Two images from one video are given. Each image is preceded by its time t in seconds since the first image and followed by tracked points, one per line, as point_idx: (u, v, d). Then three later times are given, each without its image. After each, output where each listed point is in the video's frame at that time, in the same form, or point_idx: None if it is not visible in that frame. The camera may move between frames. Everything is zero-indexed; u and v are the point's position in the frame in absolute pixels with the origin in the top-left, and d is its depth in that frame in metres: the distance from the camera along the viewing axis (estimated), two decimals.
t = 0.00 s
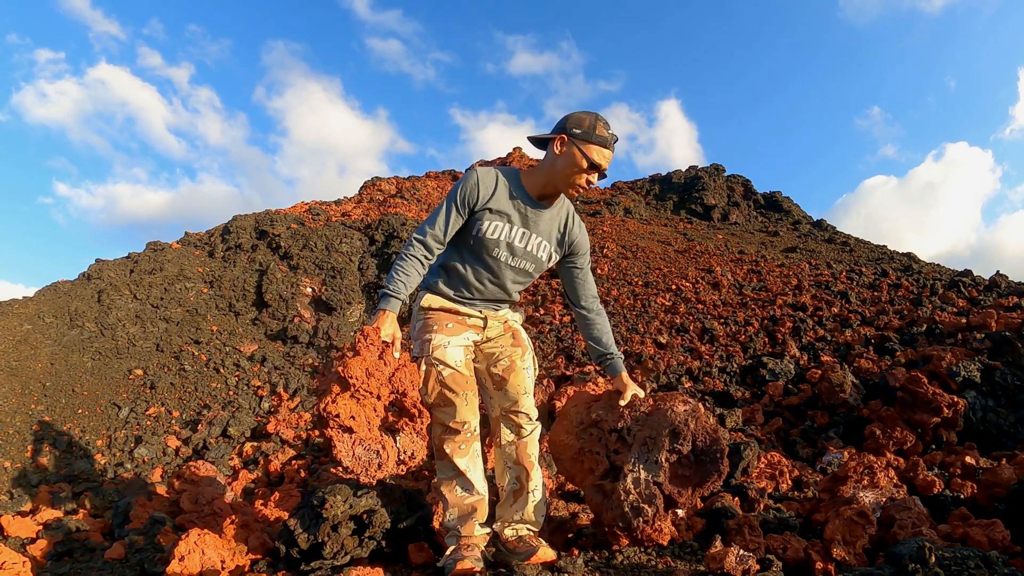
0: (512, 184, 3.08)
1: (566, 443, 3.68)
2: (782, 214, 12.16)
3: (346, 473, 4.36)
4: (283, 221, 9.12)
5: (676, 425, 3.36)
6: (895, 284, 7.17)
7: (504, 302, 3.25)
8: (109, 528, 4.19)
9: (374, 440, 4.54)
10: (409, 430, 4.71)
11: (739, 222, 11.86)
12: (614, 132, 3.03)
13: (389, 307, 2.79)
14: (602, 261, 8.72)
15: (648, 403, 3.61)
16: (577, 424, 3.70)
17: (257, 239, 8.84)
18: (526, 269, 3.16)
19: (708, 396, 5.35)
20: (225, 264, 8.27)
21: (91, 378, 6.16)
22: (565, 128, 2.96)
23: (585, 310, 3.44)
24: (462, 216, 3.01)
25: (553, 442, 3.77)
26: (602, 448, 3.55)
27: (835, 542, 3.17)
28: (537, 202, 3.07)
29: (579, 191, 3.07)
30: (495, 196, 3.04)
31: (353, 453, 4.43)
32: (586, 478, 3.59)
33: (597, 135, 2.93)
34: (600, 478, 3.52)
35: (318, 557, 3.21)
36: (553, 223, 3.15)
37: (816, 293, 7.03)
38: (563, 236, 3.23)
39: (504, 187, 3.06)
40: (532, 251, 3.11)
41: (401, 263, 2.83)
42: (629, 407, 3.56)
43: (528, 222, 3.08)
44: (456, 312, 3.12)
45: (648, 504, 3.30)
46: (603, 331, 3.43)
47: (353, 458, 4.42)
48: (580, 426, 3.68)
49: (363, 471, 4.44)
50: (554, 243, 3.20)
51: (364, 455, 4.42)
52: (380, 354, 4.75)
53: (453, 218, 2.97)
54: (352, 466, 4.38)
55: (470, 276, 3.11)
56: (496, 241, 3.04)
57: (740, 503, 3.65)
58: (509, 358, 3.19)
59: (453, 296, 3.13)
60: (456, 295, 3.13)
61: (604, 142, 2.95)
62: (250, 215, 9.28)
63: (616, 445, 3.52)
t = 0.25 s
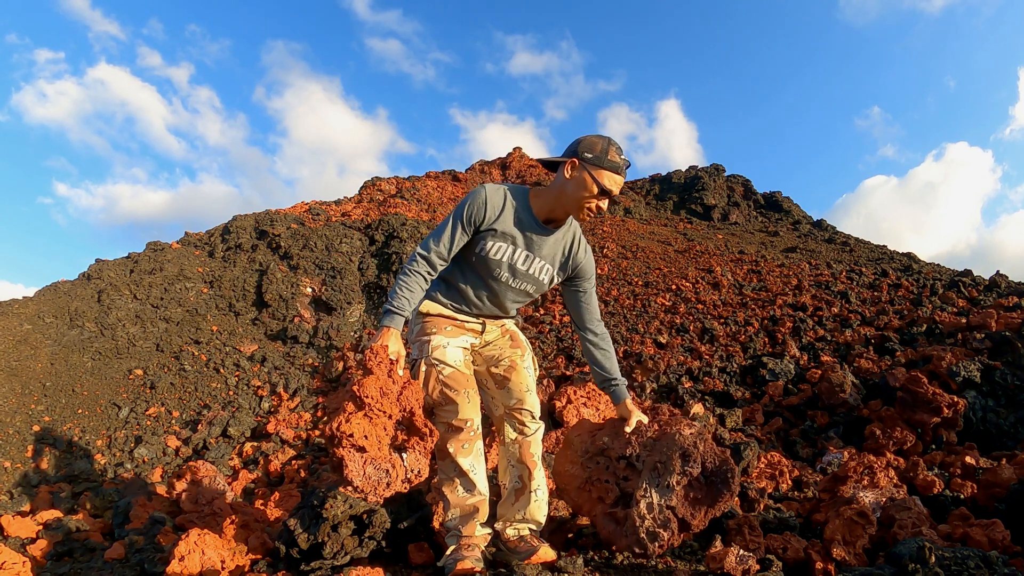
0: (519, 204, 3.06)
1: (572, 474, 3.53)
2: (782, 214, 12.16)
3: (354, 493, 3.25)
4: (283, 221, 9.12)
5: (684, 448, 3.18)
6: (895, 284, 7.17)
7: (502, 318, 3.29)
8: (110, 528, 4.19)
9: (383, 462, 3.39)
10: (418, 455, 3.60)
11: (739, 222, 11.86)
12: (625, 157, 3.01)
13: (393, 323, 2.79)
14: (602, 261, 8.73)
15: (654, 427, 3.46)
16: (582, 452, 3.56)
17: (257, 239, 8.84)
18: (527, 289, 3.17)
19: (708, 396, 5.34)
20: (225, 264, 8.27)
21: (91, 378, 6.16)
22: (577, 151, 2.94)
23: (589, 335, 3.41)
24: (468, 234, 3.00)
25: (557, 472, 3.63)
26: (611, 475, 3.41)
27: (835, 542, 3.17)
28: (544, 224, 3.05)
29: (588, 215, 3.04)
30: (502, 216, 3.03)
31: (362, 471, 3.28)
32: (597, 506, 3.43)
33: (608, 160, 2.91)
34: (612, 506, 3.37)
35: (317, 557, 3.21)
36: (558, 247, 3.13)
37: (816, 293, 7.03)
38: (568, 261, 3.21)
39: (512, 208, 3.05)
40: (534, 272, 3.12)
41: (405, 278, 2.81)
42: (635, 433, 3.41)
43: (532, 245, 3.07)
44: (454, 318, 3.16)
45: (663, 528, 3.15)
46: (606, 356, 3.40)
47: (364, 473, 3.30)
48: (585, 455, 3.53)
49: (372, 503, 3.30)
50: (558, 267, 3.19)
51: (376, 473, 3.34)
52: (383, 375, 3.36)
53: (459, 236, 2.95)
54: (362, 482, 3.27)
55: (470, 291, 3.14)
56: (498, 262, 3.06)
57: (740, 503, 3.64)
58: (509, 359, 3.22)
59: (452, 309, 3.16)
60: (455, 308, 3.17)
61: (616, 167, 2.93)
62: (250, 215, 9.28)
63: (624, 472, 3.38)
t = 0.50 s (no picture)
0: (523, 216, 3.05)
1: (572, 487, 3.57)
2: (781, 214, 12.16)
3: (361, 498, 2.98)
4: (283, 221, 9.12)
5: (686, 463, 3.21)
6: (895, 284, 7.17)
7: (502, 326, 3.30)
8: (110, 528, 4.19)
9: (390, 468, 2.99)
10: (423, 460, 3.06)
11: (739, 222, 11.86)
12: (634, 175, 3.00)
13: (393, 328, 2.82)
14: (602, 261, 8.73)
15: (655, 444, 3.49)
16: (584, 467, 3.59)
17: (257, 239, 8.84)
18: (527, 301, 3.18)
19: (708, 396, 5.34)
20: (225, 264, 8.27)
21: (91, 378, 6.16)
22: (585, 166, 2.94)
23: (594, 352, 3.43)
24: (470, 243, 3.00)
25: (557, 485, 3.65)
26: (612, 489, 3.43)
27: (835, 542, 3.17)
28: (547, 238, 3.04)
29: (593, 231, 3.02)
30: (505, 227, 3.03)
31: (369, 479, 2.93)
32: (597, 520, 3.43)
33: (616, 176, 2.90)
34: (613, 520, 3.37)
35: (317, 557, 3.22)
36: (560, 261, 3.12)
37: (816, 293, 7.03)
38: (571, 276, 3.21)
39: (515, 220, 3.04)
40: (534, 285, 3.12)
41: (406, 284, 2.83)
42: (636, 447, 3.44)
43: (534, 258, 3.06)
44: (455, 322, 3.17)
45: (664, 541, 3.12)
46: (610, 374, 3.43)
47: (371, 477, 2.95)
48: (586, 469, 3.58)
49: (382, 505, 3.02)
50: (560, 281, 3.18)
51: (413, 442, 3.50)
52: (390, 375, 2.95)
53: (461, 245, 2.96)
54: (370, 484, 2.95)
55: (470, 299, 3.15)
56: (498, 273, 3.07)
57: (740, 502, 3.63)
58: (510, 359, 3.23)
59: (450, 316, 3.17)
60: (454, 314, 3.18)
61: (623, 184, 2.91)
62: (250, 215, 9.28)
63: (626, 486, 3.41)
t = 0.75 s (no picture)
0: (523, 222, 3.05)
1: (572, 493, 3.56)
2: (781, 214, 12.16)
3: (360, 509, 3.01)
4: (283, 221, 9.12)
5: (682, 460, 3.23)
6: (895, 284, 7.17)
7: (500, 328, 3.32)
8: (109, 528, 4.18)
9: (390, 479, 3.01)
10: (424, 471, 3.06)
11: (739, 222, 11.86)
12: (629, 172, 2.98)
13: (394, 336, 2.84)
14: (602, 261, 8.72)
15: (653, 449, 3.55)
16: (582, 473, 3.62)
17: (257, 239, 8.84)
18: (526, 306, 3.20)
19: (708, 396, 5.34)
20: (225, 264, 8.28)
21: (91, 378, 6.16)
22: (577, 166, 2.96)
23: (595, 359, 3.44)
24: (471, 249, 3.00)
25: (556, 493, 3.64)
26: (611, 491, 3.44)
27: (835, 542, 3.17)
28: (548, 244, 3.05)
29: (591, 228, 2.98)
30: (505, 233, 3.03)
31: (368, 490, 2.96)
32: (596, 523, 3.42)
33: (604, 169, 2.89)
34: (612, 520, 3.36)
35: (317, 557, 3.21)
36: (560, 267, 3.13)
37: (816, 293, 7.03)
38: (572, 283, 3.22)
39: (516, 226, 3.04)
40: (533, 291, 3.14)
41: (406, 292, 2.83)
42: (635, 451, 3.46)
43: (534, 265, 3.07)
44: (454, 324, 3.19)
45: (663, 537, 3.14)
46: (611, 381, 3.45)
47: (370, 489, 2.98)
48: (586, 475, 3.59)
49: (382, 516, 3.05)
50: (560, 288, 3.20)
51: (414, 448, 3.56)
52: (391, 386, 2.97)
53: (461, 251, 2.95)
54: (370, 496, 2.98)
55: (469, 303, 3.17)
56: (498, 279, 3.08)
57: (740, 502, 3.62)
58: (509, 359, 3.24)
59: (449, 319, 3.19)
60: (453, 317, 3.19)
61: (613, 177, 2.89)
62: (250, 215, 9.28)
63: (625, 487, 3.42)
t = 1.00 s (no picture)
0: (512, 221, 3.06)
1: (572, 493, 3.56)
2: (782, 214, 12.16)
3: (366, 520, 3.16)
4: (283, 221, 9.12)
5: (683, 460, 3.24)
6: (895, 284, 7.17)
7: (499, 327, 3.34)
8: (109, 528, 4.18)
9: (394, 488, 3.22)
10: (426, 479, 3.37)
11: (739, 222, 11.86)
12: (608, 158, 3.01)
13: (393, 346, 2.84)
14: (602, 261, 8.72)
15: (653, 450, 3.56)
16: (583, 473, 3.63)
17: (257, 239, 8.84)
18: (521, 305, 3.22)
19: (708, 396, 5.34)
20: (224, 264, 8.27)
21: (91, 379, 6.16)
22: (556, 159, 3.04)
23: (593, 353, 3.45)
24: (462, 252, 3.01)
25: (557, 493, 3.64)
26: (611, 491, 3.45)
27: (835, 542, 3.17)
28: (538, 240, 3.06)
29: (577, 214, 2.95)
30: (495, 234, 3.04)
31: (373, 499, 3.14)
32: (596, 523, 3.41)
33: (580, 154, 2.94)
34: (612, 521, 3.36)
35: (317, 557, 3.21)
36: (552, 262, 3.14)
37: (816, 293, 7.03)
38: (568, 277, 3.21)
39: (505, 226, 3.06)
40: (527, 289, 3.15)
41: (403, 301, 2.83)
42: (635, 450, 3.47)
43: (525, 263, 3.09)
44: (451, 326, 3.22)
45: (664, 537, 3.13)
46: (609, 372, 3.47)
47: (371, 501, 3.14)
48: (586, 475, 3.61)
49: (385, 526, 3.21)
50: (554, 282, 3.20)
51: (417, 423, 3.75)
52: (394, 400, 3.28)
53: (453, 255, 2.97)
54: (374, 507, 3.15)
55: (465, 305, 3.19)
56: (491, 279, 3.09)
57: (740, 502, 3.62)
58: (507, 359, 3.24)
59: (447, 321, 3.22)
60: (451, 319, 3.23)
61: (590, 159, 2.93)
62: (250, 215, 9.28)
63: (625, 488, 3.44)
